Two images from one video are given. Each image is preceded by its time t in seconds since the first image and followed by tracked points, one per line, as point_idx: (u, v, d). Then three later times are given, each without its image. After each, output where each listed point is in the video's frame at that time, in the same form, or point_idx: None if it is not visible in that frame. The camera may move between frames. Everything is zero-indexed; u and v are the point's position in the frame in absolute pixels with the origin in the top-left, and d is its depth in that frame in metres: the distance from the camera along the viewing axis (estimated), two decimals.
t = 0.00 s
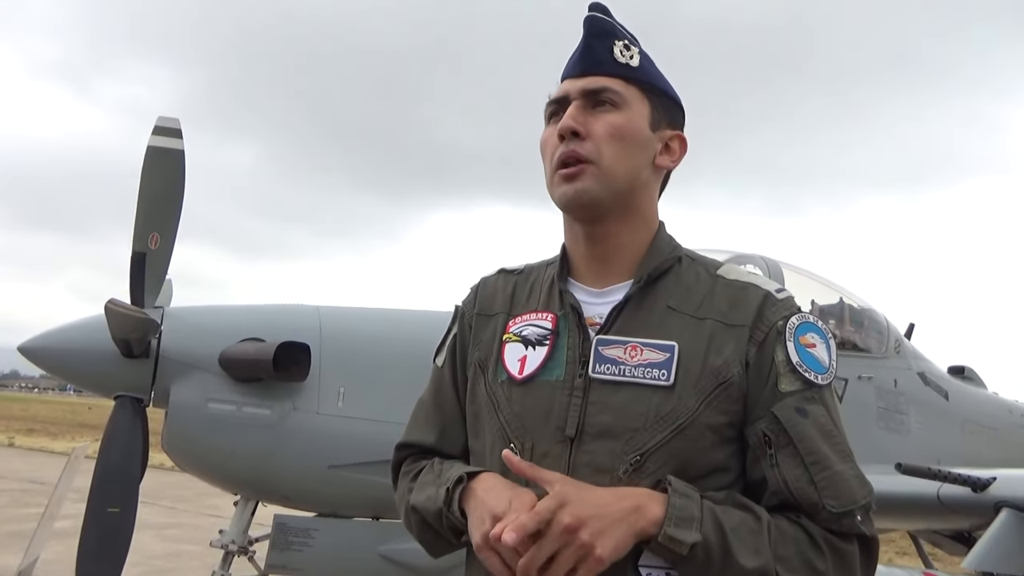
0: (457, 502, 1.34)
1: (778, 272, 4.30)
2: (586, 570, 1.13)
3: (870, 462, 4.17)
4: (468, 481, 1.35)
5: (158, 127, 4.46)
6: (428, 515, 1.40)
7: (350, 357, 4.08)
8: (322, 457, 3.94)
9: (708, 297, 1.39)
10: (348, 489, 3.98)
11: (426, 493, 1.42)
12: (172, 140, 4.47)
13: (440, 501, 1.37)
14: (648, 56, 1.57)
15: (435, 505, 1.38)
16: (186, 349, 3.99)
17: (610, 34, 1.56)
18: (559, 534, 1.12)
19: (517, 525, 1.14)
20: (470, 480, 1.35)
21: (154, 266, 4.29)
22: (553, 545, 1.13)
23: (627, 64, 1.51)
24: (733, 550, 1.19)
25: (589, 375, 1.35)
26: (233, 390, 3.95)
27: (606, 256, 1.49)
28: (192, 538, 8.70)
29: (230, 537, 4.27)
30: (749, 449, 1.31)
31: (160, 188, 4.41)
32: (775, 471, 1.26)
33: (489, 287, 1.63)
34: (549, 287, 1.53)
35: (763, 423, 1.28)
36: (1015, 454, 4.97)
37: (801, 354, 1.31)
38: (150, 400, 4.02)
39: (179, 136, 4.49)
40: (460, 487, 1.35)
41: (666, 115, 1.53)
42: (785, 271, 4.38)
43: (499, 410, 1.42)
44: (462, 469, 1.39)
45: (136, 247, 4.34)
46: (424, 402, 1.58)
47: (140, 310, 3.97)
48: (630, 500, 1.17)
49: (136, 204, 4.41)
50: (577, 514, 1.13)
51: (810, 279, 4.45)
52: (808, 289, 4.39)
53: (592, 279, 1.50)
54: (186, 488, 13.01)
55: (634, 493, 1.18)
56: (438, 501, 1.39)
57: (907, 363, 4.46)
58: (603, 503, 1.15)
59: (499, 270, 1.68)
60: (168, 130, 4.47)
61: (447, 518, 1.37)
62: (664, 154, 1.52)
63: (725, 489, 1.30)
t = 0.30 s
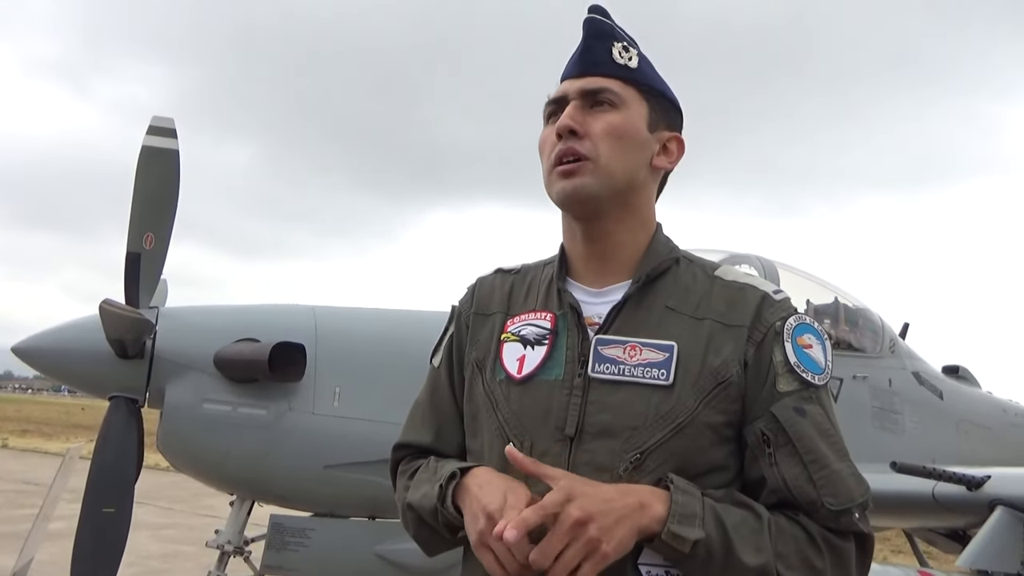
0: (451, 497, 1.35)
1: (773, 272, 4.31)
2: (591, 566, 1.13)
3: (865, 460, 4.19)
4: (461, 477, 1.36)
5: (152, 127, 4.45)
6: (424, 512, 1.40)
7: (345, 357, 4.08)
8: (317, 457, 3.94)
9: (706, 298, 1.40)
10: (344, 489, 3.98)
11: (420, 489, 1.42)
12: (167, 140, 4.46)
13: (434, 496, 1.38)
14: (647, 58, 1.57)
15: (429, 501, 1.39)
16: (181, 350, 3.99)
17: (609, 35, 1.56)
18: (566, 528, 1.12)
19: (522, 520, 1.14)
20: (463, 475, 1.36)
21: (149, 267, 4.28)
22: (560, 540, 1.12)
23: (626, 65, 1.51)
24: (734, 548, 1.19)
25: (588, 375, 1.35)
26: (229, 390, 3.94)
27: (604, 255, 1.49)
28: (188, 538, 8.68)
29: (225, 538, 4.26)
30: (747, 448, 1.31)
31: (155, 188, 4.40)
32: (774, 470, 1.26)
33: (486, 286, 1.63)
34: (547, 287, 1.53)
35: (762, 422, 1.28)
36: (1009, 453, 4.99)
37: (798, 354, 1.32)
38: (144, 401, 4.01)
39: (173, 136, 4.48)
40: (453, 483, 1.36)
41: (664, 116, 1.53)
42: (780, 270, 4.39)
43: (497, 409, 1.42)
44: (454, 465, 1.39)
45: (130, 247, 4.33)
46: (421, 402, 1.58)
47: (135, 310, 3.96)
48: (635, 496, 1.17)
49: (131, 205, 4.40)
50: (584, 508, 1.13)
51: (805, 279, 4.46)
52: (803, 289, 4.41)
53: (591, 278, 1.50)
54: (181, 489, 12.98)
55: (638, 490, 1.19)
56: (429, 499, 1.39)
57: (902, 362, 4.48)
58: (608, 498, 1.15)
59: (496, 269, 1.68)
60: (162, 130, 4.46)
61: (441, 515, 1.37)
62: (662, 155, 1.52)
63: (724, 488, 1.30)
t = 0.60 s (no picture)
0: (450, 497, 1.35)
1: (769, 272, 4.32)
2: (582, 555, 1.13)
3: (859, 460, 4.20)
4: (460, 477, 1.35)
5: (147, 124, 4.44)
6: (423, 512, 1.40)
7: (341, 355, 4.08)
8: (313, 455, 3.93)
9: (703, 297, 1.40)
10: (339, 487, 3.98)
11: (417, 487, 1.42)
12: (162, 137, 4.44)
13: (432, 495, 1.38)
14: (645, 60, 1.57)
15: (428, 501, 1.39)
16: (176, 347, 3.98)
17: (607, 37, 1.57)
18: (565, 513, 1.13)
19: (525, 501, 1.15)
20: (462, 475, 1.35)
21: (145, 264, 4.27)
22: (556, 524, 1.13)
23: (624, 66, 1.51)
24: (732, 547, 1.20)
25: (585, 373, 1.35)
26: (224, 389, 3.94)
27: (602, 256, 1.49)
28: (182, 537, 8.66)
29: (220, 536, 4.26)
30: (744, 446, 1.32)
31: (151, 185, 4.39)
32: (771, 468, 1.26)
33: (483, 286, 1.63)
34: (544, 286, 1.54)
35: (758, 420, 1.28)
36: (1003, 453, 5.01)
37: (794, 353, 1.32)
38: (139, 398, 4.01)
39: (168, 133, 4.46)
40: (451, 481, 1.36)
41: (661, 118, 1.53)
42: (776, 270, 4.40)
43: (495, 408, 1.42)
44: (451, 465, 1.39)
45: (126, 244, 4.32)
46: (419, 401, 1.58)
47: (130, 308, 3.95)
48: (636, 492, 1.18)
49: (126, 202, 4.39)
50: (586, 497, 1.13)
51: (801, 279, 4.47)
52: (799, 289, 4.42)
53: (590, 279, 1.51)
54: (175, 487, 12.96)
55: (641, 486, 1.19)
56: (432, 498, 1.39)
57: (896, 362, 4.49)
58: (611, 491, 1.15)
59: (493, 269, 1.68)
60: (157, 127, 4.45)
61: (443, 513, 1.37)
62: (660, 156, 1.53)
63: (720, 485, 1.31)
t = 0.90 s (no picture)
0: (427, 469, 1.38)
1: (766, 272, 4.33)
2: (561, 507, 1.15)
3: (856, 459, 4.21)
4: (434, 447, 1.40)
5: (144, 124, 4.43)
6: (407, 495, 1.42)
7: (339, 355, 4.08)
8: (311, 456, 3.93)
9: (699, 298, 1.41)
10: (337, 487, 3.98)
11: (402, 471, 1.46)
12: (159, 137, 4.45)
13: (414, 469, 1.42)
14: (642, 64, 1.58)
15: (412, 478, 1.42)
16: (174, 348, 3.98)
17: (606, 40, 1.57)
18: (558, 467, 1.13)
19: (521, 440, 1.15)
20: (435, 445, 1.40)
21: (142, 264, 4.27)
22: (547, 472, 1.14)
23: (621, 68, 1.52)
24: (729, 537, 1.20)
25: (583, 375, 1.36)
26: (222, 389, 3.94)
27: (600, 257, 1.50)
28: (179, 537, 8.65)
29: (218, 536, 4.26)
30: (739, 445, 1.32)
31: (148, 185, 4.39)
32: (765, 465, 1.27)
33: (483, 286, 1.63)
34: (543, 287, 1.54)
35: (752, 419, 1.29)
36: (1000, 452, 5.02)
37: (787, 353, 1.32)
38: (137, 399, 4.01)
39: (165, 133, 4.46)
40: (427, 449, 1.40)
41: (658, 120, 1.54)
42: (773, 270, 4.41)
43: (493, 409, 1.42)
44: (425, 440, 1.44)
45: (123, 245, 4.32)
46: (419, 400, 1.58)
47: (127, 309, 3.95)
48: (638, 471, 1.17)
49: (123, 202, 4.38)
50: (590, 461, 1.13)
51: (798, 277, 4.48)
52: (796, 288, 4.43)
53: (587, 279, 1.51)
54: (172, 488, 12.94)
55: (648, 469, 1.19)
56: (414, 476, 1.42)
57: (893, 361, 4.50)
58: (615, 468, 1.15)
59: (493, 269, 1.68)
60: (154, 127, 4.45)
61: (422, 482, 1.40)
62: (656, 157, 1.53)
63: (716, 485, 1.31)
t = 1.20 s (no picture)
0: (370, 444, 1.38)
1: (763, 271, 4.34)
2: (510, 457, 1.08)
3: (852, 458, 4.23)
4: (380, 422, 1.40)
5: (140, 123, 4.43)
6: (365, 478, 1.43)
7: (336, 354, 4.08)
8: (308, 455, 3.93)
9: (697, 297, 1.41)
10: (335, 486, 3.97)
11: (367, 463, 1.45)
12: (155, 136, 4.44)
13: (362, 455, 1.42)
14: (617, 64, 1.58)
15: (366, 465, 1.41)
16: (171, 347, 3.98)
17: (576, 48, 1.57)
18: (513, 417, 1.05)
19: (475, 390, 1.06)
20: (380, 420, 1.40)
21: (139, 264, 4.27)
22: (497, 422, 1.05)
23: (597, 71, 1.52)
24: (709, 511, 1.13)
25: (584, 374, 1.36)
26: (219, 389, 3.94)
27: (599, 258, 1.50)
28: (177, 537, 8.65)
29: (216, 535, 4.26)
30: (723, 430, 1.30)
31: (144, 184, 4.38)
32: (745, 441, 1.24)
33: (489, 283, 1.64)
34: (546, 285, 1.54)
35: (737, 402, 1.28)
36: (996, 452, 5.04)
37: (776, 339, 1.32)
38: (134, 399, 4.00)
39: (161, 132, 4.46)
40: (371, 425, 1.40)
41: (642, 114, 1.54)
42: (770, 269, 4.42)
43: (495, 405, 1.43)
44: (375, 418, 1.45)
45: (119, 244, 4.31)
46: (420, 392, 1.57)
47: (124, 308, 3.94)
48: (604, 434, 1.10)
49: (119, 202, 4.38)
50: (550, 420, 1.05)
51: (794, 277, 4.49)
52: (793, 288, 4.43)
53: (589, 280, 1.52)
54: (170, 487, 12.94)
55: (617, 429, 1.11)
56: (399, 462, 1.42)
57: (889, 360, 4.51)
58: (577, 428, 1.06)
59: (498, 266, 1.68)
60: (150, 126, 4.45)
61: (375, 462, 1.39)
62: (644, 150, 1.53)
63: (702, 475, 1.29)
